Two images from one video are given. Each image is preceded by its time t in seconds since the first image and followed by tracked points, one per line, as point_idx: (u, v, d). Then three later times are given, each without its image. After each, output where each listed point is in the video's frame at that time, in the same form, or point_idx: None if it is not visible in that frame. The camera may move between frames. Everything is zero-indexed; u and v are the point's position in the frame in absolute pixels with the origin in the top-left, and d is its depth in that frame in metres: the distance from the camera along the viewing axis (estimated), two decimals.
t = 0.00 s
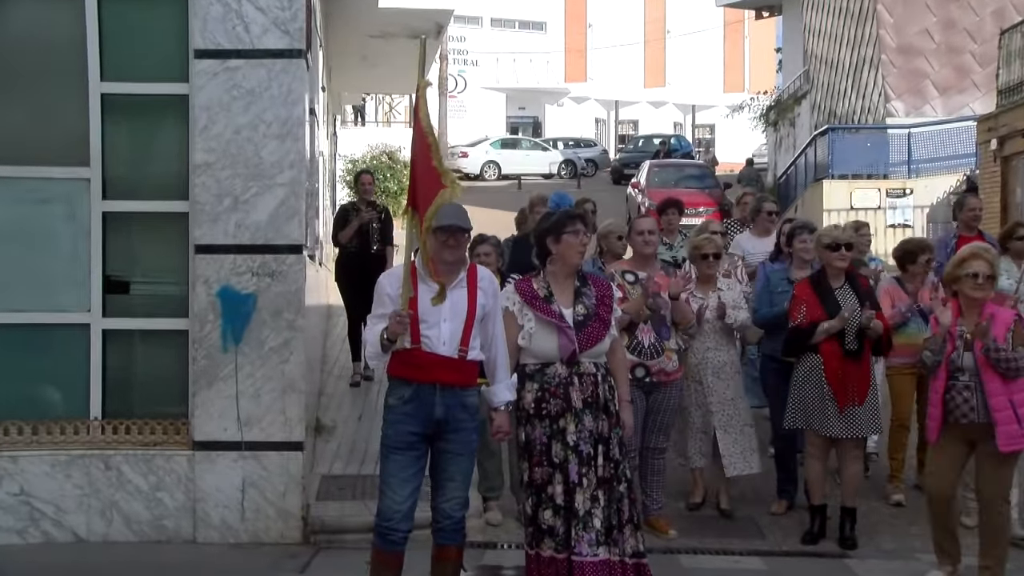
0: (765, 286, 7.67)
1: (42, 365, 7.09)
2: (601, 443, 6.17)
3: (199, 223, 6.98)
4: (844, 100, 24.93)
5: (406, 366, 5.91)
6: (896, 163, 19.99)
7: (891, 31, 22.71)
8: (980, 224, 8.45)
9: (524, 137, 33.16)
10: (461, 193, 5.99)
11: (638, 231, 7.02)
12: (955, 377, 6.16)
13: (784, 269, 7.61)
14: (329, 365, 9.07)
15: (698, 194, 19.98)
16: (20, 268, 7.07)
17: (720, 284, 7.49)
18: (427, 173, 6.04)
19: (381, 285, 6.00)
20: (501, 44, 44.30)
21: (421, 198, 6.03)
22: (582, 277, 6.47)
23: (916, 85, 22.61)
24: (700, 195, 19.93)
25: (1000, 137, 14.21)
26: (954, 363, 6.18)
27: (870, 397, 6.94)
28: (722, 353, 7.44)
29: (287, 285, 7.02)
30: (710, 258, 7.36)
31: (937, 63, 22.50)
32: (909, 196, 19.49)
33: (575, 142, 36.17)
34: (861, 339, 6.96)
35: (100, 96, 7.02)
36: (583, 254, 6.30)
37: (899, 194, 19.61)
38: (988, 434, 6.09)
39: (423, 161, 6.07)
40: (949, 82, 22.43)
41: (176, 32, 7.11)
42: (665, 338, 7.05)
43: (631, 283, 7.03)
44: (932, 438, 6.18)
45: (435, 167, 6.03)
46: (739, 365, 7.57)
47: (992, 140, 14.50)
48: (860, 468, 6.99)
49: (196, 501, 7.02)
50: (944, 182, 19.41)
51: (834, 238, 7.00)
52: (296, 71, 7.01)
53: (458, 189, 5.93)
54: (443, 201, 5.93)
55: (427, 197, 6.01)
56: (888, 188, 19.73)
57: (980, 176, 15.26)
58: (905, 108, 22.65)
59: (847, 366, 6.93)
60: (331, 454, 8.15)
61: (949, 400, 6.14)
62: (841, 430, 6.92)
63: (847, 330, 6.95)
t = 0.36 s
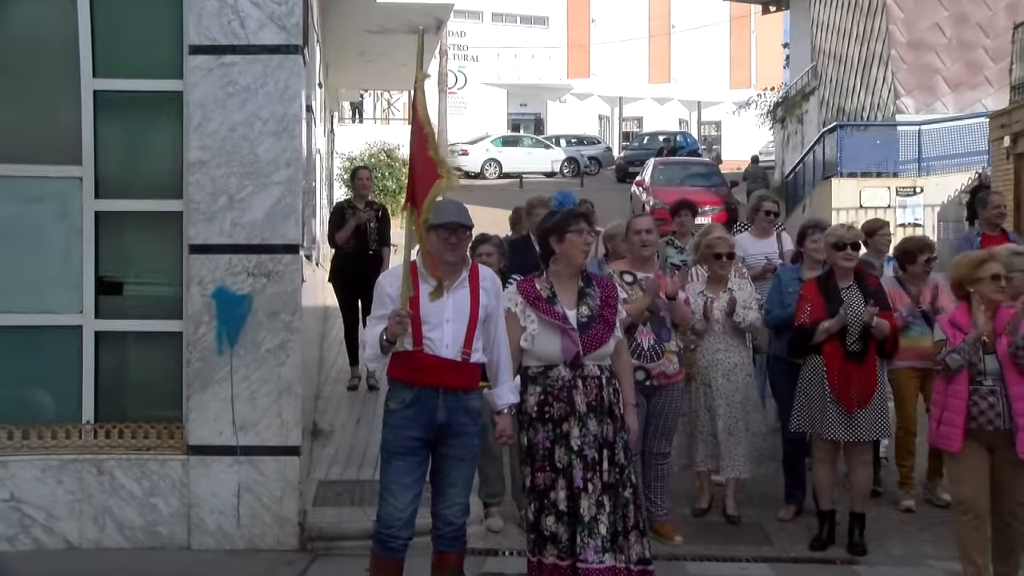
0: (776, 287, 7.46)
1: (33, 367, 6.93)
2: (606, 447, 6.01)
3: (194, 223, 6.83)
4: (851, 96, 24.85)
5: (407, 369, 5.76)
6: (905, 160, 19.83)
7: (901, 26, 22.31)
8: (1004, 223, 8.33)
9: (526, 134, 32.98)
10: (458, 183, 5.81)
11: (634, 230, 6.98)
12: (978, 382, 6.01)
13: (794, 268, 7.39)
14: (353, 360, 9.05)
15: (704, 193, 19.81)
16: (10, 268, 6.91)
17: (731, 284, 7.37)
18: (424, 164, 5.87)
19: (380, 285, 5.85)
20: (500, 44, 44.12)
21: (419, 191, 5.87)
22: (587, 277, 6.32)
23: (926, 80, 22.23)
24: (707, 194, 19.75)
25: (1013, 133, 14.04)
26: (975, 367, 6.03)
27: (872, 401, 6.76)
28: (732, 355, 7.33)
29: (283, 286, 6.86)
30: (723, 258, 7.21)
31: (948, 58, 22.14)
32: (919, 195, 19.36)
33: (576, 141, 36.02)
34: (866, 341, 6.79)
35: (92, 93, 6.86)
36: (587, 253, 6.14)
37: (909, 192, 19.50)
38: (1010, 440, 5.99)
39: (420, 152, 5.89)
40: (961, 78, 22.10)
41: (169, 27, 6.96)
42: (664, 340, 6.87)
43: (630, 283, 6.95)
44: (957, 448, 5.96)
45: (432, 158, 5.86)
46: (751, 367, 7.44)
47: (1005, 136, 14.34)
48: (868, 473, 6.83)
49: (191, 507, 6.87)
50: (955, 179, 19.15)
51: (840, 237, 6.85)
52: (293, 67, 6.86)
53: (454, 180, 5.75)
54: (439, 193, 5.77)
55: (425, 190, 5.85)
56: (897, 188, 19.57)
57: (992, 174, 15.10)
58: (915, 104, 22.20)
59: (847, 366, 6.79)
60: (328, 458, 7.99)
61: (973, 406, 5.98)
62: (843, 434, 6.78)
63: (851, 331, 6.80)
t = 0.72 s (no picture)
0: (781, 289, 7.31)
1: (18, 370, 6.76)
2: (606, 453, 5.86)
3: (184, 223, 6.67)
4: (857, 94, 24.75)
5: (403, 373, 5.60)
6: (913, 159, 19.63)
7: (909, 22, 22.11)
8: None
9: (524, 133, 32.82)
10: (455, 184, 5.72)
11: (626, 232, 6.87)
12: (996, 386, 5.88)
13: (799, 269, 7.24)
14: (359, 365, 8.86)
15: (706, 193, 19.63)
16: None
17: (732, 286, 7.21)
18: (421, 163, 5.76)
19: (376, 285, 5.69)
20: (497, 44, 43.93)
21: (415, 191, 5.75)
22: (587, 278, 6.18)
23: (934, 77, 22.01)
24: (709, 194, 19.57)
25: None
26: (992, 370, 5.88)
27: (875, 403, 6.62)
28: (736, 359, 7.18)
29: (275, 287, 6.71)
30: (720, 260, 7.05)
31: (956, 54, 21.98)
32: (926, 195, 19.29)
33: (573, 141, 35.86)
34: (867, 344, 6.66)
35: (79, 90, 6.70)
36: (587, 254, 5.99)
37: (916, 192, 19.41)
38: None
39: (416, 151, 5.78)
40: (967, 75, 21.96)
41: (159, 22, 6.79)
42: (658, 343, 6.78)
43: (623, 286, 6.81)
44: (985, 455, 5.80)
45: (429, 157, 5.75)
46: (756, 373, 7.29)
47: (1015, 136, 14.18)
48: (874, 479, 6.67)
49: (180, 514, 6.70)
50: (962, 179, 19.10)
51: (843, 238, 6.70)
52: (285, 64, 6.70)
53: (452, 180, 5.65)
54: (437, 193, 5.66)
55: (422, 189, 5.73)
56: (904, 188, 19.50)
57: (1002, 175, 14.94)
58: (922, 102, 22.00)
59: (847, 370, 6.65)
60: (322, 464, 7.84)
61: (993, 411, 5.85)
62: (844, 440, 6.64)
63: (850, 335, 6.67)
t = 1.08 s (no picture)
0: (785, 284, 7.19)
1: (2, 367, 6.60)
2: (605, 451, 5.73)
3: (173, 217, 6.51)
4: (862, 84, 24.66)
5: (398, 369, 5.43)
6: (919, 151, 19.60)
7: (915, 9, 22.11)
8: None
9: (522, 125, 32.66)
10: (448, 175, 5.45)
11: (617, 226, 6.71)
12: (1011, 387, 5.74)
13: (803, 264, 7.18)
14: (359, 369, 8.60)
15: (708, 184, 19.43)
16: None
17: (734, 280, 7.07)
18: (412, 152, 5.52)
19: (370, 280, 5.55)
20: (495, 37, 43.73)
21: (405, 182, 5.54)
22: (588, 273, 6.02)
23: (941, 65, 21.98)
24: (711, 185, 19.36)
25: None
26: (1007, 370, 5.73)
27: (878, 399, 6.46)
28: (735, 355, 7.03)
29: (266, 283, 6.56)
30: (713, 252, 6.95)
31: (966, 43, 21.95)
32: (933, 186, 19.08)
33: (573, 133, 35.70)
34: (867, 341, 6.49)
35: (63, 80, 6.53)
36: (579, 248, 5.83)
37: (923, 184, 19.12)
38: None
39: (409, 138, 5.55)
40: (979, 63, 21.96)
41: (145, 12, 6.63)
42: (649, 341, 6.63)
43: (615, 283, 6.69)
44: (999, 459, 5.64)
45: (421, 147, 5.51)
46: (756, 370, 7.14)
47: None
48: (878, 478, 6.54)
49: (170, 514, 6.56)
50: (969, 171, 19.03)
51: (841, 231, 6.53)
52: (276, 54, 6.55)
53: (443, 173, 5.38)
54: (427, 185, 5.42)
55: (412, 180, 5.51)
56: (910, 180, 19.11)
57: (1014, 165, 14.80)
58: (928, 92, 22.01)
59: (843, 366, 6.51)
60: (315, 463, 7.69)
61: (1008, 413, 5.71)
62: (847, 439, 6.49)
63: (848, 330, 6.52)
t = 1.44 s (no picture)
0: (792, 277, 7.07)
1: None
2: (605, 448, 5.58)
3: (163, 208, 6.36)
4: (871, 71, 24.55)
5: (393, 365, 5.27)
6: (927, 142, 19.43)
7: None
8: None
9: (520, 113, 32.43)
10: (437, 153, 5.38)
11: (616, 218, 6.58)
12: None
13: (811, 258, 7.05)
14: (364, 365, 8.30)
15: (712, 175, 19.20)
16: None
17: (737, 275, 6.95)
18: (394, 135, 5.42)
19: (364, 273, 5.39)
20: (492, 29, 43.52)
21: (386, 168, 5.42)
22: (590, 266, 5.88)
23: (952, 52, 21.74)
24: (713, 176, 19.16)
25: None
26: None
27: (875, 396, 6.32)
28: (738, 350, 6.88)
29: (259, 276, 6.41)
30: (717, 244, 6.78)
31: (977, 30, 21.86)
32: (942, 177, 19.07)
33: (573, 122, 35.52)
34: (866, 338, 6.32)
35: (50, 67, 6.36)
36: (575, 240, 5.69)
37: (932, 175, 19.11)
38: None
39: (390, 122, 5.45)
40: (991, 49, 21.84)
41: None
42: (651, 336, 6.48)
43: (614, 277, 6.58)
44: None
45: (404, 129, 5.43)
46: (758, 366, 6.99)
47: None
48: (883, 475, 6.37)
49: (161, 513, 6.40)
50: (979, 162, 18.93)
51: (838, 224, 6.35)
52: (269, 41, 6.39)
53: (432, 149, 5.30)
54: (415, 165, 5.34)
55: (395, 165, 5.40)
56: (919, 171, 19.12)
57: None
58: (937, 79, 21.82)
59: (842, 362, 6.36)
60: (309, 460, 7.54)
61: None
62: (846, 437, 6.37)
63: (847, 327, 6.34)
